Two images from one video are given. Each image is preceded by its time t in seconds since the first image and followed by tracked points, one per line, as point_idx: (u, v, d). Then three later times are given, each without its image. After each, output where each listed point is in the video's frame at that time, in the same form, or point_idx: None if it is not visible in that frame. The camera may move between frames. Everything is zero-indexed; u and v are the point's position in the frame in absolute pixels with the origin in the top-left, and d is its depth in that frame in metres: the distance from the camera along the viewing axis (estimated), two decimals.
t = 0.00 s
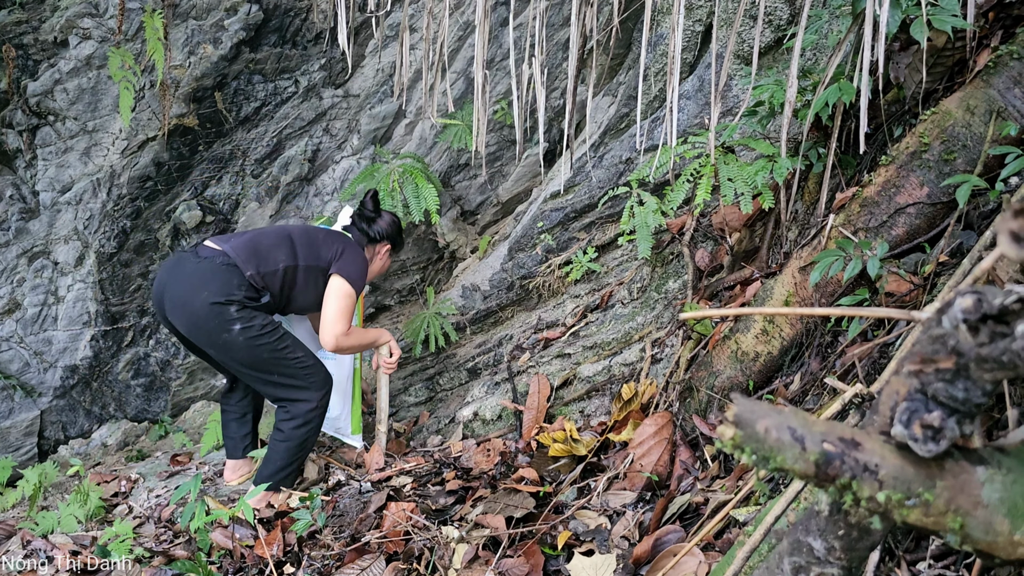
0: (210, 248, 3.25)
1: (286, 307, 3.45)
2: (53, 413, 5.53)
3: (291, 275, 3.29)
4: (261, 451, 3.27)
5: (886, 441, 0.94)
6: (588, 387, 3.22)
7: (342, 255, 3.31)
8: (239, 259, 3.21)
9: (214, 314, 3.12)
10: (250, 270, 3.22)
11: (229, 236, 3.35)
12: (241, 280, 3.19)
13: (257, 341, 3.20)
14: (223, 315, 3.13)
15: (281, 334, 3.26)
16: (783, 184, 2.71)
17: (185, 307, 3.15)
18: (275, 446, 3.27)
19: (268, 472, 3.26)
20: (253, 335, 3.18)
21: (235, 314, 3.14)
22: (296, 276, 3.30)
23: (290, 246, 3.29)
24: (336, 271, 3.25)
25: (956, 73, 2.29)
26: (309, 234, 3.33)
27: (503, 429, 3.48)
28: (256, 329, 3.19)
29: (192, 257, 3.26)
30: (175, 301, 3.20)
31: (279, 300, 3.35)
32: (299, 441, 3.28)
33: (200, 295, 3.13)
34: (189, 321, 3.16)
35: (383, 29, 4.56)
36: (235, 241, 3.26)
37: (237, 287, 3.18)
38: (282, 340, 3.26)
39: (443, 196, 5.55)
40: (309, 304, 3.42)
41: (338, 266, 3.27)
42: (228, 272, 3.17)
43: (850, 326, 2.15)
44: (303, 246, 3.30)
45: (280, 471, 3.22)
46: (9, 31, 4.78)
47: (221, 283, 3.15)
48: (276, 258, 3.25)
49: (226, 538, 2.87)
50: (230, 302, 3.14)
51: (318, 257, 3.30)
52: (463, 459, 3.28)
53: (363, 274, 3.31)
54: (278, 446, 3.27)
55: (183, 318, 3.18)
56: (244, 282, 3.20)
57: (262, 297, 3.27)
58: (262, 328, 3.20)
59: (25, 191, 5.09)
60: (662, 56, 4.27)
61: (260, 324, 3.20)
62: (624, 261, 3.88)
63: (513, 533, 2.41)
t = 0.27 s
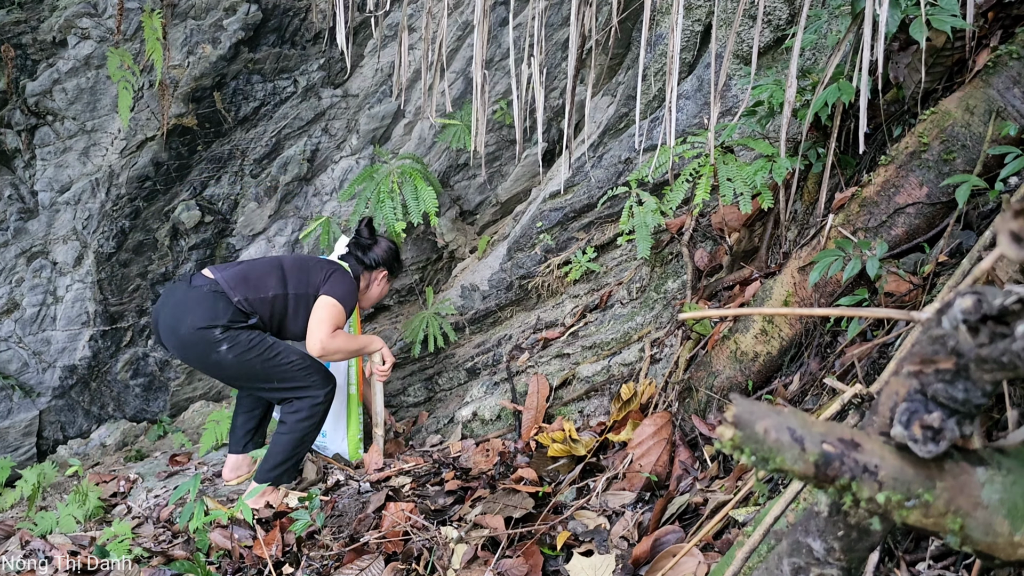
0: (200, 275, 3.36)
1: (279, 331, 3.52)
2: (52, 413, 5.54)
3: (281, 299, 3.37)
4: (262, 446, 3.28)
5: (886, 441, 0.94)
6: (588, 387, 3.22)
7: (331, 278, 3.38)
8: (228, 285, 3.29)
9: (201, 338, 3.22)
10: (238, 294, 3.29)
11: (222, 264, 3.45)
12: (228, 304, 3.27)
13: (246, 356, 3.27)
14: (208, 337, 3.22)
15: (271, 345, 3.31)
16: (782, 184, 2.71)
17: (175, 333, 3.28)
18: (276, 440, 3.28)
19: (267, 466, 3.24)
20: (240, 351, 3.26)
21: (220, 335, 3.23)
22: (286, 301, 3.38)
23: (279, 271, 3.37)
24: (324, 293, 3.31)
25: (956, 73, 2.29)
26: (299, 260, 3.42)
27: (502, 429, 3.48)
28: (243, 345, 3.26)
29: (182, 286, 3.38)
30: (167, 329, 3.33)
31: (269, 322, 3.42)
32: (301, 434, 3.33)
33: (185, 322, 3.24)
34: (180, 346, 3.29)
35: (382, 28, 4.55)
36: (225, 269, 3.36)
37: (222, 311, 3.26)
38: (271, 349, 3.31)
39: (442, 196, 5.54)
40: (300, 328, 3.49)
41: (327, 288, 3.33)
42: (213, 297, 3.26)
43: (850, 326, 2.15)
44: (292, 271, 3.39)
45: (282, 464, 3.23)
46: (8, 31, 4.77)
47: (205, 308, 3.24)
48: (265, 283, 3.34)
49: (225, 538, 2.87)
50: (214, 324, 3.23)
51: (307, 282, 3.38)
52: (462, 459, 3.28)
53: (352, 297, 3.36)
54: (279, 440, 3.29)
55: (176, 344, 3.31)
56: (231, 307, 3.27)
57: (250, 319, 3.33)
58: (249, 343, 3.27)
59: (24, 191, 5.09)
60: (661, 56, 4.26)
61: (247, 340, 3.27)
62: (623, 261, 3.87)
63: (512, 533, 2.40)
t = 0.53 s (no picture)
0: (197, 281, 3.43)
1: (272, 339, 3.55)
2: (51, 414, 5.54)
3: (274, 303, 3.41)
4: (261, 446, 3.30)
5: (885, 442, 0.94)
6: (587, 387, 3.22)
7: (324, 281, 3.42)
8: (222, 289, 3.36)
9: (195, 341, 3.27)
10: (232, 298, 3.35)
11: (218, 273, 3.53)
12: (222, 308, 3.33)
13: (240, 359, 3.31)
14: (202, 340, 3.27)
15: (265, 346, 3.35)
16: (782, 184, 2.71)
17: (169, 338, 3.32)
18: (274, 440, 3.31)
19: (267, 466, 3.26)
20: (234, 353, 3.30)
21: (214, 338, 3.28)
22: (279, 304, 3.42)
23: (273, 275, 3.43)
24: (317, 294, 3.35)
25: (955, 73, 2.29)
26: (293, 265, 3.48)
27: (502, 429, 3.48)
28: (237, 348, 3.30)
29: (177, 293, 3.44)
30: (161, 336, 3.37)
31: (264, 326, 3.45)
32: (300, 432, 3.35)
33: (179, 327, 3.29)
34: (175, 351, 3.33)
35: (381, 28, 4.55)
36: (221, 276, 3.43)
37: (215, 314, 3.31)
38: (266, 351, 3.35)
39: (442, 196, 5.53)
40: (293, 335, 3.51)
41: (320, 289, 3.38)
42: (207, 302, 3.32)
43: (850, 326, 2.15)
44: (287, 275, 3.45)
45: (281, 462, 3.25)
46: (8, 31, 4.77)
47: (200, 311, 3.30)
48: (259, 287, 3.39)
49: (225, 538, 2.87)
50: (208, 327, 3.28)
51: (300, 285, 3.43)
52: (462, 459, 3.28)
53: (345, 298, 3.40)
54: (277, 439, 3.31)
55: (170, 349, 3.35)
56: (225, 310, 3.33)
57: (243, 322, 3.37)
58: (243, 345, 3.31)
59: (23, 191, 5.09)
60: (661, 56, 4.26)
61: (241, 342, 3.31)
62: (623, 261, 3.87)
63: (512, 533, 2.40)
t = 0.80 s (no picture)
0: (186, 255, 3.33)
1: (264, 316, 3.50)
2: (51, 414, 5.53)
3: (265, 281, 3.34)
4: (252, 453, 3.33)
5: (884, 441, 0.94)
6: (587, 387, 3.22)
7: (316, 260, 3.33)
8: (213, 265, 3.27)
9: (184, 318, 3.19)
10: (223, 275, 3.27)
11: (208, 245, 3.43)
12: (212, 285, 3.25)
13: (229, 341, 3.24)
14: (192, 317, 3.19)
15: (255, 333, 3.30)
16: (782, 185, 2.72)
17: (157, 311, 3.23)
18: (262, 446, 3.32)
19: (261, 472, 3.30)
20: (223, 334, 3.23)
21: (204, 316, 3.20)
22: (270, 282, 3.35)
23: (263, 251, 3.34)
24: (308, 276, 3.28)
25: (955, 73, 2.30)
26: (284, 240, 3.38)
27: (501, 429, 3.48)
28: (227, 329, 3.23)
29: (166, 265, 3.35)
30: (148, 308, 3.28)
31: (254, 305, 3.39)
32: (285, 435, 3.34)
33: (168, 300, 3.20)
34: (161, 325, 3.23)
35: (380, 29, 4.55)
36: (210, 249, 3.33)
37: (206, 292, 3.23)
38: (256, 339, 3.30)
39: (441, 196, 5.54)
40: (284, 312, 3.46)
41: (311, 270, 3.30)
42: (198, 277, 3.23)
43: (849, 326, 2.16)
44: (277, 251, 3.35)
45: (273, 468, 3.27)
46: (8, 32, 4.77)
47: (190, 287, 3.21)
48: (250, 264, 3.31)
49: (225, 539, 2.87)
50: (199, 304, 3.20)
51: (292, 263, 3.35)
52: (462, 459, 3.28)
53: (336, 279, 3.33)
54: (265, 445, 3.32)
55: (156, 323, 3.26)
56: (216, 288, 3.25)
57: (234, 301, 3.31)
58: (233, 328, 3.25)
59: (23, 191, 5.09)
60: (661, 56, 4.26)
61: (231, 324, 3.24)
62: (623, 261, 3.88)
63: (512, 533, 2.40)
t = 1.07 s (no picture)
0: (173, 236, 3.30)
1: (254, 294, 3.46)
2: (49, 414, 5.52)
3: (251, 260, 3.29)
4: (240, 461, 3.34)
5: (883, 442, 0.94)
6: (586, 387, 3.22)
7: (301, 237, 3.25)
8: (198, 247, 3.23)
9: (171, 305, 3.18)
10: (209, 258, 3.23)
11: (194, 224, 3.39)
12: (199, 269, 3.22)
13: (214, 333, 3.24)
14: (179, 305, 3.19)
15: (241, 327, 3.30)
16: (781, 185, 2.72)
17: (144, 297, 3.22)
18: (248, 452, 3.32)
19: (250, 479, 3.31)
20: (209, 325, 3.23)
21: (191, 304, 3.20)
22: (256, 261, 3.29)
23: (248, 230, 3.27)
24: (293, 254, 3.20)
25: (953, 74, 2.30)
26: (268, 217, 3.31)
27: (500, 429, 3.48)
28: (213, 321, 3.23)
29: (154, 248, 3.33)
30: (136, 293, 3.28)
31: (243, 285, 3.35)
32: (269, 440, 3.32)
33: (156, 286, 3.19)
34: (148, 311, 3.23)
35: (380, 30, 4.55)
36: (195, 229, 3.28)
37: (194, 277, 3.22)
38: (241, 334, 3.30)
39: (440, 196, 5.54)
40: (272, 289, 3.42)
41: (296, 249, 3.22)
42: (185, 261, 3.21)
43: (848, 327, 2.16)
44: (262, 229, 3.28)
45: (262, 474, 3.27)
46: (6, 31, 4.76)
47: (178, 272, 3.20)
48: (234, 244, 3.26)
49: (224, 539, 2.86)
50: (186, 292, 3.20)
51: (277, 242, 3.28)
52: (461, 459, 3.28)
53: (322, 257, 3.24)
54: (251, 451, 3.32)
55: (143, 309, 3.25)
56: (203, 272, 3.23)
57: (221, 290, 3.31)
58: (220, 318, 3.25)
59: (22, 191, 5.07)
60: (660, 57, 4.26)
61: (217, 315, 3.24)
62: (622, 261, 3.88)
63: (510, 533, 2.40)
